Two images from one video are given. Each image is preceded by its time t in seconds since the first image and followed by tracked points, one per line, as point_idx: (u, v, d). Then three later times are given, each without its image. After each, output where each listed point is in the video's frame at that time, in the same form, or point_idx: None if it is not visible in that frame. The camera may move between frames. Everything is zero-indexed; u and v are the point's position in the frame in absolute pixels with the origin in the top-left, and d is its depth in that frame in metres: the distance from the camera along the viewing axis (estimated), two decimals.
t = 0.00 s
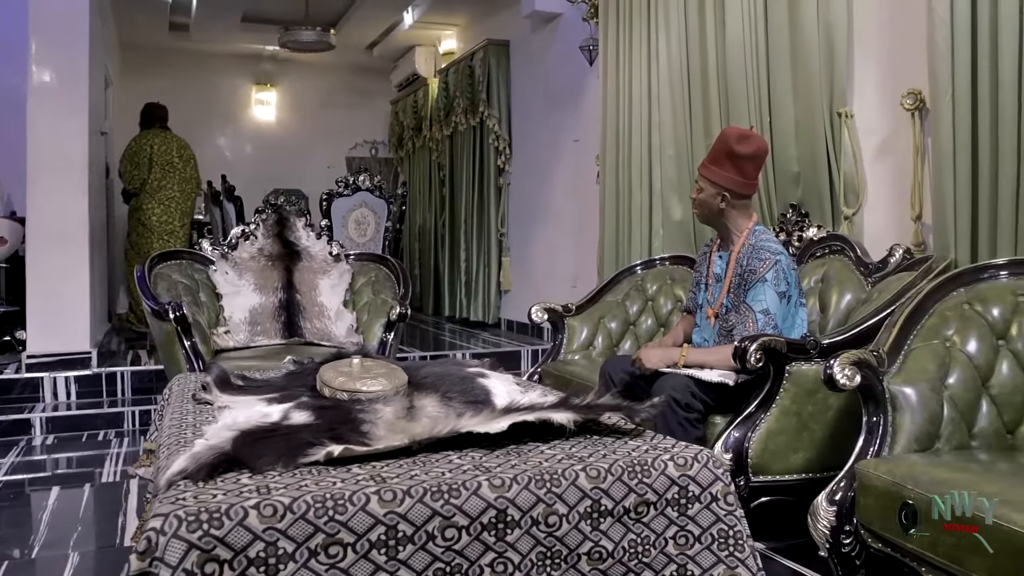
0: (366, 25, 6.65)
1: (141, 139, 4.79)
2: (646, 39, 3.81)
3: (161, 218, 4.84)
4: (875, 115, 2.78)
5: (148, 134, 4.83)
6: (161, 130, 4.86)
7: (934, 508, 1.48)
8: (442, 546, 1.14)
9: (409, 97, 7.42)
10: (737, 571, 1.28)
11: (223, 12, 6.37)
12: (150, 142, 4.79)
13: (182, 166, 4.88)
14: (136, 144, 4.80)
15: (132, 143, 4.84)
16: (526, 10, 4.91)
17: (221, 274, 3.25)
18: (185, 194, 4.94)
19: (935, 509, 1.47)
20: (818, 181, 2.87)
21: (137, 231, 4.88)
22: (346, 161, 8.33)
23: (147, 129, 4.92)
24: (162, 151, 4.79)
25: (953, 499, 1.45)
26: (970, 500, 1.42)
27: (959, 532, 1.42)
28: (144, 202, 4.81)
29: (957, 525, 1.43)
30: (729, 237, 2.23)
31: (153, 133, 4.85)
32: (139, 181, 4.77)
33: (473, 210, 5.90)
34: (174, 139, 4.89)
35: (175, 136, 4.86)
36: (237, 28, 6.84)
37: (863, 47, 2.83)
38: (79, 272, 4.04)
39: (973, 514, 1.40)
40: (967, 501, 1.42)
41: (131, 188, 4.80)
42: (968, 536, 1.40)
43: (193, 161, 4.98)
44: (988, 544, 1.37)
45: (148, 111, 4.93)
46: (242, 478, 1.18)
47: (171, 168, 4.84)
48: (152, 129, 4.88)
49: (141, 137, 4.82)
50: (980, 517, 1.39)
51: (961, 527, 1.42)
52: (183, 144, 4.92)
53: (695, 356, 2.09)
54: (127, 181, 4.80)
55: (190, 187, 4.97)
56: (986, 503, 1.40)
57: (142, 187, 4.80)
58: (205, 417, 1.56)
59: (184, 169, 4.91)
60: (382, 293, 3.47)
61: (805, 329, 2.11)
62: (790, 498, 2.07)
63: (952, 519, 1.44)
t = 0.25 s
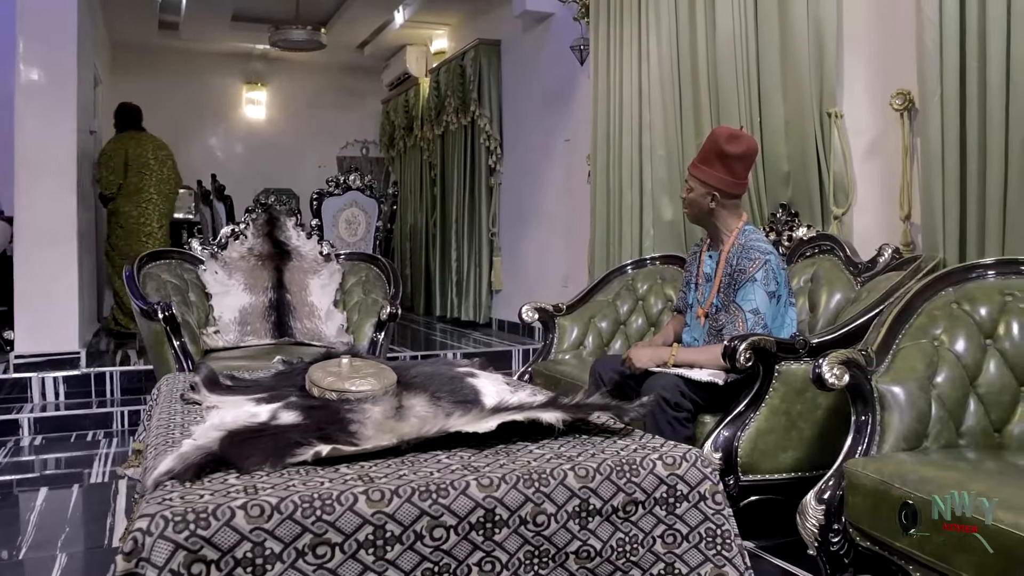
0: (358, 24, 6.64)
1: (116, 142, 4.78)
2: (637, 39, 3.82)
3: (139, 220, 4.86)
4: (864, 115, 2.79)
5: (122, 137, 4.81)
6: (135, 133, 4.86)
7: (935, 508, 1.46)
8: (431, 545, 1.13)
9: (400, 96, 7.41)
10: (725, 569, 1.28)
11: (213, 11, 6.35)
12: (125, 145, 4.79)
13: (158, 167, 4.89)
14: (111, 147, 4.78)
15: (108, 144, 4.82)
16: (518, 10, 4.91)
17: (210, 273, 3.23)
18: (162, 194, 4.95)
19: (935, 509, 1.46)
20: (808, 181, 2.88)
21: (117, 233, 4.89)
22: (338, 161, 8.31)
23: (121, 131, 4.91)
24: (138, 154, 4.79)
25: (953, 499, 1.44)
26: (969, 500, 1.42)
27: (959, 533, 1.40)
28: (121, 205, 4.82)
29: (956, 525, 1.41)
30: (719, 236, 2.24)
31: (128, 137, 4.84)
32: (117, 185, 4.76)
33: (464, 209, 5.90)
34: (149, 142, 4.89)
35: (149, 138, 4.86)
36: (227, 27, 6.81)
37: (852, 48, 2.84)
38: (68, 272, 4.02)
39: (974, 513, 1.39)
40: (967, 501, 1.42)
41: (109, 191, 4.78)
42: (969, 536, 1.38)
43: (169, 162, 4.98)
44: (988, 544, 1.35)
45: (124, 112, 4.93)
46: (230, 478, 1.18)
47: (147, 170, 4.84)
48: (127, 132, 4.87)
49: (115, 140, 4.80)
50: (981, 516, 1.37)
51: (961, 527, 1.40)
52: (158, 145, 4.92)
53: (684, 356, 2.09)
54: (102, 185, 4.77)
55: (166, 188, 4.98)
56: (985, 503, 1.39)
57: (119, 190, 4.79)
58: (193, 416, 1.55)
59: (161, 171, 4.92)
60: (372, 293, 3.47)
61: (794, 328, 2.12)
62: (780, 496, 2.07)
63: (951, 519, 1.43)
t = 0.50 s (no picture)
0: (348, 23, 6.63)
1: (95, 142, 4.79)
2: (626, 39, 3.83)
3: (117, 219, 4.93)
4: (853, 115, 2.81)
5: (100, 136, 4.83)
6: (113, 133, 4.87)
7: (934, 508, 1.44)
8: (418, 546, 1.13)
9: (390, 96, 7.40)
10: (713, 568, 1.28)
11: (202, 10, 6.32)
12: (103, 145, 4.81)
13: (135, 167, 4.93)
14: (90, 146, 4.79)
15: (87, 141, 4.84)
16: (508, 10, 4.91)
17: (199, 272, 3.21)
18: (139, 193, 5.01)
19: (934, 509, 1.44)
20: (798, 182, 2.89)
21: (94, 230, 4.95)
22: (328, 160, 8.29)
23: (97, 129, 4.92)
24: (117, 154, 4.83)
25: (953, 499, 1.42)
26: (969, 500, 1.41)
27: (959, 532, 1.38)
28: (100, 204, 4.87)
29: (956, 525, 1.39)
30: (708, 236, 2.25)
31: (105, 136, 4.85)
32: (96, 185, 4.80)
33: (455, 209, 5.90)
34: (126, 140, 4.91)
35: (127, 137, 4.89)
36: (216, 26, 6.79)
37: (840, 48, 2.86)
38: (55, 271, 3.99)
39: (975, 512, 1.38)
40: (966, 501, 1.41)
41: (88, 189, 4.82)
42: (969, 537, 1.36)
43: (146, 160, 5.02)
44: (988, 543, 1.33)
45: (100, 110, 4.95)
46: (216, 479, 1.17)
47: (125, 170, 4.88)
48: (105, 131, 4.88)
49: (93, 138, 4.82)
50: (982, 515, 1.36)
51: (961, 527, 1.38)
52: (135, 142, 4.94)
53: (673, 355, 2.10)
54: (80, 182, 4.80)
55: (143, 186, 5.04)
56: (986, 503, 1.39)
57: (98, 190, 4.84)
58: (181, 416, 1.54)
59: (138, 169, 4.96)
60: (362, 293, 3.47)
61: (783, 327, 2.12)
62: (769, 495, 2.08)
63: (952, 519, 1.40)
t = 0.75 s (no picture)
0: (336, 21, 6.61)
1: (82, 141, 4.77)
2: (615, 39, 3.83)
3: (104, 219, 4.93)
4: (840, 116, 2.82)
5: (86, 136, 4.81)
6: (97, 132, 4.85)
7: (933, 507, 1.42)
8: (403, 545, 1.13)
9: (379, 95, 7.39)
10: (698, 567, 1.28)
11: (189, 8, 6.29)
12: (90, 145, 4.79)
13: (120, 166, 4.92)
14: (77, 146, 4.78)
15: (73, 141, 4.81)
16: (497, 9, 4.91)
17: (185, 272, 3.21)
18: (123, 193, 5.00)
19: (933, 508, 1.42)
20: (785, 182, 2.90)
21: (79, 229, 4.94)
22: (317, 159, 8.27)
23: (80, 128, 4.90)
24: (103, 154, 4.81)
25: (952, 500, 1.41)
26: (969, 500, 1.39)
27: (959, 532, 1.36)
28: (88, 204, 4.86)
29: (956, 526, 1.37)
30: (695, 236, 2.25)
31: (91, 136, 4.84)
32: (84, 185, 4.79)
33: (443, 208, 5.89)
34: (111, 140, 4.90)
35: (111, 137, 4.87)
36: (204, 24, 6.75)
37: (828, 49, 2.87)
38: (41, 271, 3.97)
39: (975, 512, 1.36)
40: (966, 501, 1.39)
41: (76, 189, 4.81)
42: (968, 537, 1.35)
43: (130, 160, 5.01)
44: (988, 544, 1.31)
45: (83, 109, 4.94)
46: (200, 479, 1.16)
47: (112, 169, 4.87)
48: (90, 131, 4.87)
49: (79, 138, 4.80)
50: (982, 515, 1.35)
51: (962, 527, 1.36)
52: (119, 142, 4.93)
53: (660, 355, 2.10)
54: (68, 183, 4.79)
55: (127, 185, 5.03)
56: (985, 503, 1.38)
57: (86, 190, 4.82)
58: (165, 417, 1.53)
59: (123, 169, 4.95)
60: (350, 292, 3.46)
61: (769, 327, 2.13)
62: (756, 493, 2.09)
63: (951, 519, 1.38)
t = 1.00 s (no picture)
0: (324, 19, 6.59)
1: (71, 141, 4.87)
2: (603, 38, 3.84)
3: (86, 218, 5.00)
4: (827, 116, 2.83)
5: (76, 136, 4.91)
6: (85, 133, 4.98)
7: (932, 507, 1.40)
8: (388, 545, 1.12)
9: (368, 94, 7.38)
10: (684, 565, 1.28)
11: (176, 5, 6.25)
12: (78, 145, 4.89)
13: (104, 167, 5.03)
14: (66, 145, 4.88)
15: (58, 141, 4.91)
16: (485, 8, 4.91)
17: (172, 271, 3.19)
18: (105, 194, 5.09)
19: (932, 509, 1.40)
20: (773, 182, 2.92)
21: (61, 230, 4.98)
22: (305, 158, 8.24)
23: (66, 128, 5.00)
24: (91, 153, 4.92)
25: (952, 499, 1.40)
26: (968, 500, 1.38)
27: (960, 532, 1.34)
28: (72, 203, 4.91)
29: (957, 526, 1.35)
30: (683, 235, 2.26)
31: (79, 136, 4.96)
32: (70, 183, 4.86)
33: (432, 207, 5.88)
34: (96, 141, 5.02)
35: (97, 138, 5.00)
36: (191, 22, 6.72)
37: (815, 49, 2.88)
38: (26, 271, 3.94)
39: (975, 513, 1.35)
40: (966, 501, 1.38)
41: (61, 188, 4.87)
42: (968, 537, 1.33)
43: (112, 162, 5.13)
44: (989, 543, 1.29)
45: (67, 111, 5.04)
46: (185, 479, 1.16)
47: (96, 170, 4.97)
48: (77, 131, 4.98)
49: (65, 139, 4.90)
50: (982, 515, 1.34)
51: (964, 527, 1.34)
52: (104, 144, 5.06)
53: (647, 354, 2.11)
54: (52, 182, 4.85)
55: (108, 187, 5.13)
56: (985, 503, 1.37)
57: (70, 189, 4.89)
58: (150, 417, 1.52)
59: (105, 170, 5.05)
60: (338, 292, 3.45)
61: (756, 326, 2.14)
62: (743, 492, 2.10)
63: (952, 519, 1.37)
